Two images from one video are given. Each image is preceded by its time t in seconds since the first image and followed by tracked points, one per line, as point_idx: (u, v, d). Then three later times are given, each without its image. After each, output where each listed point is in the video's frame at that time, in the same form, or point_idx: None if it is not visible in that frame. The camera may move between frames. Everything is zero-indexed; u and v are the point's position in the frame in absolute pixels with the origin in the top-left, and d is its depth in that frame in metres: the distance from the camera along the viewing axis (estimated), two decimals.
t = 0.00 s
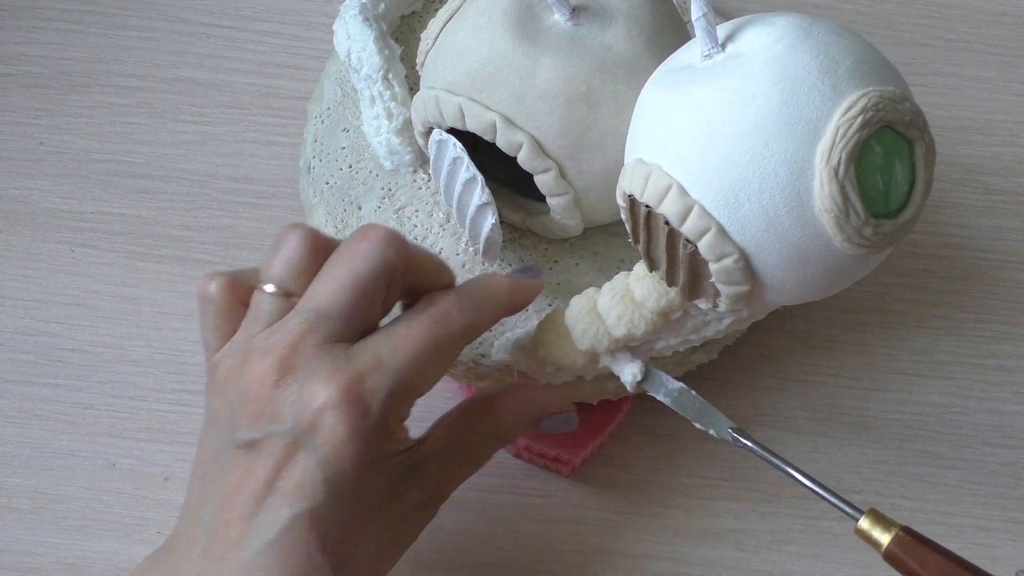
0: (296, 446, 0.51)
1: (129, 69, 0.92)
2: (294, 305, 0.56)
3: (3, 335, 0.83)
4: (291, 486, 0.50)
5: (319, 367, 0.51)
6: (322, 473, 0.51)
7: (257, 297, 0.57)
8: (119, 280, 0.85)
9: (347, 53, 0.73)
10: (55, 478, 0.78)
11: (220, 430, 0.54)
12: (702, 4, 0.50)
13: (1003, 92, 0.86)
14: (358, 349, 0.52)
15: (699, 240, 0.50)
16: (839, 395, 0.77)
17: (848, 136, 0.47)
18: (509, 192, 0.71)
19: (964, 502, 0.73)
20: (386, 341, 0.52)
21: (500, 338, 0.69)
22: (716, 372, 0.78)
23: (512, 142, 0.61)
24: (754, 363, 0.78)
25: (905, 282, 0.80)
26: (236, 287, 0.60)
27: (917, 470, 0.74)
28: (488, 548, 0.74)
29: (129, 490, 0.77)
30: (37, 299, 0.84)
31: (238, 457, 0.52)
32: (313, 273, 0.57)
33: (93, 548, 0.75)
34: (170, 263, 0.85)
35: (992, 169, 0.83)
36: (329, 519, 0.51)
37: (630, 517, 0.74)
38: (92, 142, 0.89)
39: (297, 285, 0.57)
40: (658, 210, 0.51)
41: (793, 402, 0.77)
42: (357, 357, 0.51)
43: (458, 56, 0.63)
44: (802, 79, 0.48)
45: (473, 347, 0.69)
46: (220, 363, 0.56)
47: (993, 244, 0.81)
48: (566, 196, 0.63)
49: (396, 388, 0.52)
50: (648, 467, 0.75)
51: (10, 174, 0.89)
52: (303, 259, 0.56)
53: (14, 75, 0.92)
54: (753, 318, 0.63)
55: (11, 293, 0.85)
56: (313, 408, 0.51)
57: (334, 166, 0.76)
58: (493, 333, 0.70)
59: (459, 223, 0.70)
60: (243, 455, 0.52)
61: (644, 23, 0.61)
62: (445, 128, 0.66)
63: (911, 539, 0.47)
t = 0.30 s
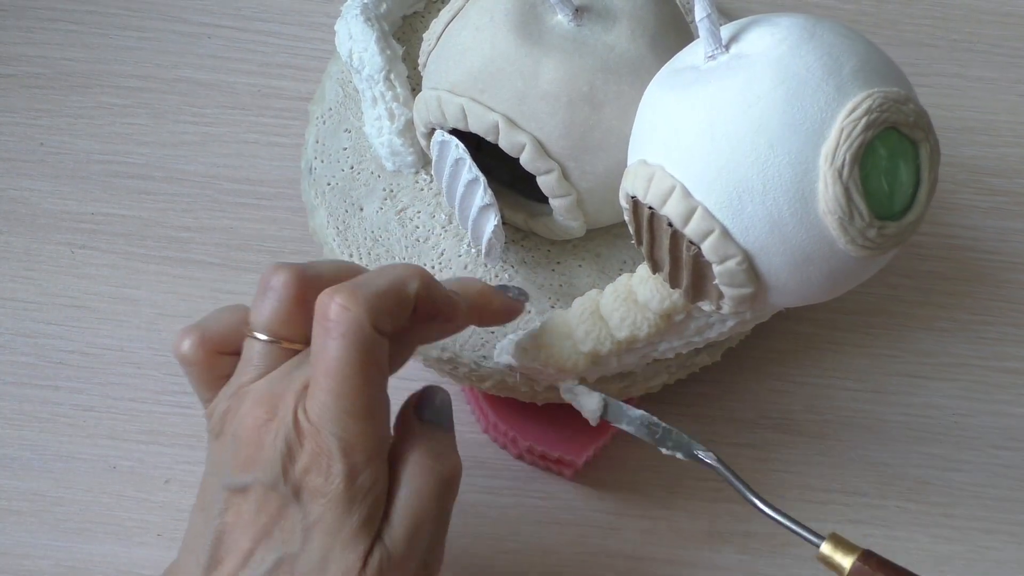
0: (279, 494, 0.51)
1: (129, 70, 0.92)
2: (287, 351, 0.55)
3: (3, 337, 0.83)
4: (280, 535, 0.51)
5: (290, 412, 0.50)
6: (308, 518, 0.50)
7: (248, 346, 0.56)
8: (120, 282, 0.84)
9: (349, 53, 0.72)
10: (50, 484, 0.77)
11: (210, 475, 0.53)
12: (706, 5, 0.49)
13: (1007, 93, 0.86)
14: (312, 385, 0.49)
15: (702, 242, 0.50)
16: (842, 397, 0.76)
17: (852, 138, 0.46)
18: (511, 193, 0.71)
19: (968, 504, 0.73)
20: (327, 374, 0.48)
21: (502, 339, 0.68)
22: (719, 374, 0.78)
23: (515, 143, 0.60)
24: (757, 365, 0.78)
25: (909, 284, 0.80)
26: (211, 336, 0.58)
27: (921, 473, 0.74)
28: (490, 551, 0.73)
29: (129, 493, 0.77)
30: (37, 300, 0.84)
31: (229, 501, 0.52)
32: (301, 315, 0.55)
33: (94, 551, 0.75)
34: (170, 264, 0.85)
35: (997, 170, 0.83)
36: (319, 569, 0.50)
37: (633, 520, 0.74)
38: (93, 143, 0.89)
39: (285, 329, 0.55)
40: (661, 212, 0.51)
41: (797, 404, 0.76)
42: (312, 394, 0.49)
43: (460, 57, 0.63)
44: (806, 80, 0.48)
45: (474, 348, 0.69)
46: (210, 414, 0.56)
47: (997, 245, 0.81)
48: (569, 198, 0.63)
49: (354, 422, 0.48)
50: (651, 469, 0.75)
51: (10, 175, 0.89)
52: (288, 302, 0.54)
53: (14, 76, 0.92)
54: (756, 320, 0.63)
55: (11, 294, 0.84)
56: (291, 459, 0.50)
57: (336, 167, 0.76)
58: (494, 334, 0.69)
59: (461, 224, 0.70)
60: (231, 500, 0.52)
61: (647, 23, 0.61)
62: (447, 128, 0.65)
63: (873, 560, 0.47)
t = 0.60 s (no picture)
0: (286, 478, 0.51)
1: (131, 71, 0.91)
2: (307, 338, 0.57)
3: (3, 339, 0.83)
4: (284, 522, 0.51)
5: (297, 398, 0.51)
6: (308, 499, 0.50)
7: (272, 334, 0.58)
8: (120, 284, 0.84)
9: (351, 54, 0.72)
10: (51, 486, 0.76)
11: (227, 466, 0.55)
12: (711, 4, 0.49)
13: (1015, 93, 0.85)
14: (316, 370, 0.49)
15: (707, 243, 0.49)
16: (848, 400, 0.76)
17: (858, 138, 0.46)
18: (514, 195, 0.70)
19: (975, 508, 0.72)
20: (327, 356, 0.49)
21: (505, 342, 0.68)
22: (724, 377, 0.77)
23: (518, 144, 0.60)
24: (763, 368, 0.77)
25: (916, 286, 0.79)
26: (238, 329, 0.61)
27: (927, 476, 0.73)
28: (493, 555, 0.73)
29: (130, 496, 0.76)
30: (37, 303, 0.84)
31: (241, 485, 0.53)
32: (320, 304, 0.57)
33: (95, 555, 0.75)
34: (171, 266, 0.84)
35: (1005, 171, 0.82)
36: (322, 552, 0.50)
37: (637, 524, 0.73)
38: (93, 145, 0.89)
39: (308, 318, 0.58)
40: (665, 213, 0.51)
41: (802, 408, 0.76)
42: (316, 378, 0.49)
43: (464, 57, 0.62)
44: (812, 80, 0.47)
45: (478, 350, 0.68)
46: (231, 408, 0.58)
47: (1005, 247, 0.80)
48: (573, 199, 0.62)
49: (355, 403, 0.48)
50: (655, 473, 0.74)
51: (11, 176, 0.88)
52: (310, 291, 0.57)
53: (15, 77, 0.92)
54: (761, 322, 0.62)
55: (11, 296, 0.84)
56: (295, 444, 0.50)
57: (338, 169, 0.76)
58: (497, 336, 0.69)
59: (464, 226, 0.69)
60: (243, 486, 0.53)
61: (652, 23, 0.60)
62: (450, 129, 0.65)
63: (861, 540, 0.47)
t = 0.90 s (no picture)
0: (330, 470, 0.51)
1: (133, 72, 0.92)
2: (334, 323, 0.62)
3: None
4: (334, 513, 0.50)
5: (337, 391, 0.53)
6: (360, 492, 0.50)
7: (303, 322, 0.63)
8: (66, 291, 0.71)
9: (355, 54, 0.72)
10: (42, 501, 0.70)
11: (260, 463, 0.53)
12: (720, 5, 0.49)
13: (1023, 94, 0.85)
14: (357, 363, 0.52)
15: (715, 246, 0.49)
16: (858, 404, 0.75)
17: (868, 141, 0.45)
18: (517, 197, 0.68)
19: (985, 512, 0.71)
20: (370, 347, 0.51)
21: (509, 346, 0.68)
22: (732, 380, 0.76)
23: (525, 145, 0.59)
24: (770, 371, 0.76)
25: (925, 288, 0.79)
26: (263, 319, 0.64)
27: (934, 480, 0.71)
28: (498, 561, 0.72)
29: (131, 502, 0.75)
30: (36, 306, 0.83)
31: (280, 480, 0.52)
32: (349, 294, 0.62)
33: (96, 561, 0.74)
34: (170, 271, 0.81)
35: (1013, 173, 0.82)
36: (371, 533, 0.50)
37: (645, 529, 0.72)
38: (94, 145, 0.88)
39: (337, 307, 0.62)
40: (674, 215, 0.50)
41: (810, 411, 0.74)
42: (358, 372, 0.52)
43: (469, 57, 0.62)
44: (822, 81, 0.47)
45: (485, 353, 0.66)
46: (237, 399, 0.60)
47: (1014, 248, 0.80)
48: (579, 201, 0.61)
49: (399, 394, 0.51)
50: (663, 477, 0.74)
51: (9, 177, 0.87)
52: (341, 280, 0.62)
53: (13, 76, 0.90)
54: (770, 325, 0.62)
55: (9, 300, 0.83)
56: (339, 437, 0.52)
57: (341, 170, 0.75)
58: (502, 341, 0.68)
59: (469, 227, 0.69)
60: (283, 480, 0.52)
61: (660, 24, 0.60)
62: (456, 130, 0.64)
63: (905, 568, 0.47)
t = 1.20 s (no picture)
0: (324, 471, 0.56)
1: (134, 73, 0.92)
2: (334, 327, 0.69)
3: None
4: (329, 514, 0.55)
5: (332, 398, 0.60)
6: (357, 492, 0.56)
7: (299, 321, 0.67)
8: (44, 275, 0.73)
9: (355, 55, 0.72)
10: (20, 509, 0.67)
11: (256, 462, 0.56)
12: (721, 4, 0.49)
13: None
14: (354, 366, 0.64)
15: (716, 246, 0.49)
16: (860, 405, 0.75)
17: (871, 140, 0.45)
18: (520, 196, 0.69)
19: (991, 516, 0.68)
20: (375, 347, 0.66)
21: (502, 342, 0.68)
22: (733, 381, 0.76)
23: (526, 146, 0.59)
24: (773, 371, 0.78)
25: (926, 289, 0.79)
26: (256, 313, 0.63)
27: (939, 482, 0.69)
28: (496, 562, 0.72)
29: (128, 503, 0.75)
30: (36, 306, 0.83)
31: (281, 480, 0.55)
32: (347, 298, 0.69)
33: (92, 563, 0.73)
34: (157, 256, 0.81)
35: (1015, 173, 0.82)
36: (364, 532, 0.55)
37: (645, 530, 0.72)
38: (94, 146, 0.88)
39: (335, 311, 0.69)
40: (674, 216, 0.50)
41: (807, 411, 0.75)
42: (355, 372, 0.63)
43: (470, 57, 0.62)
44: (823, 81, 0.46)
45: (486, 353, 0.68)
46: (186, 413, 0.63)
47: (1017, 249, 0.80)
48: (580, 202, 0.61)
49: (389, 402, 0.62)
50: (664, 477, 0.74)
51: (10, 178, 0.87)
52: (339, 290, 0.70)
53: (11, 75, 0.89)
54: (771, 326, 0.62)
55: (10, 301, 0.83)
56: (337, 438, 0.58)
57: (342, 170, 0.75)
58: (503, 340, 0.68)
59: (470, 227, 0.68)
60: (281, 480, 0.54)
61: (661, 24, 0.60)
62: (456, 131, 0.64)
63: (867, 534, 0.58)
